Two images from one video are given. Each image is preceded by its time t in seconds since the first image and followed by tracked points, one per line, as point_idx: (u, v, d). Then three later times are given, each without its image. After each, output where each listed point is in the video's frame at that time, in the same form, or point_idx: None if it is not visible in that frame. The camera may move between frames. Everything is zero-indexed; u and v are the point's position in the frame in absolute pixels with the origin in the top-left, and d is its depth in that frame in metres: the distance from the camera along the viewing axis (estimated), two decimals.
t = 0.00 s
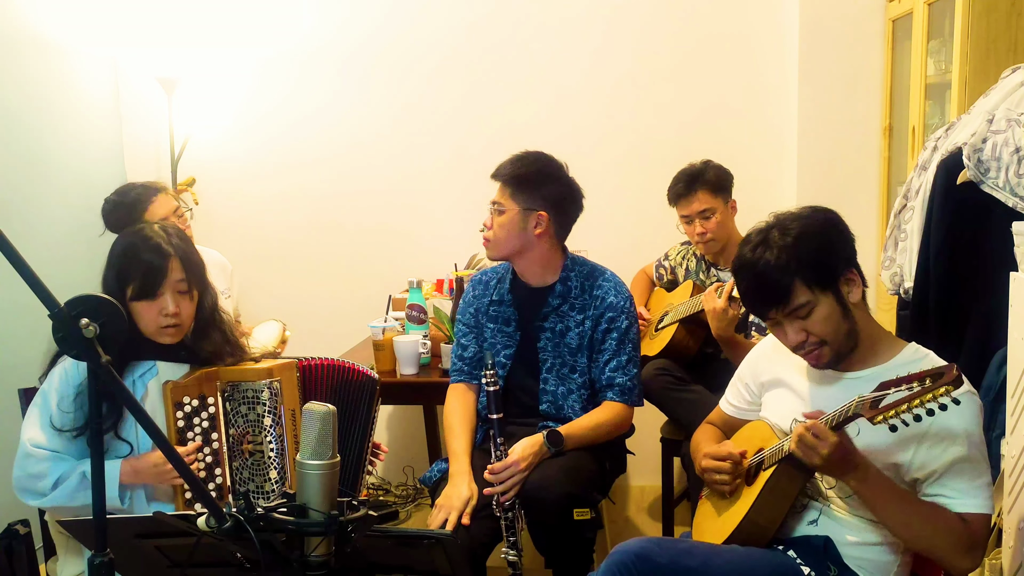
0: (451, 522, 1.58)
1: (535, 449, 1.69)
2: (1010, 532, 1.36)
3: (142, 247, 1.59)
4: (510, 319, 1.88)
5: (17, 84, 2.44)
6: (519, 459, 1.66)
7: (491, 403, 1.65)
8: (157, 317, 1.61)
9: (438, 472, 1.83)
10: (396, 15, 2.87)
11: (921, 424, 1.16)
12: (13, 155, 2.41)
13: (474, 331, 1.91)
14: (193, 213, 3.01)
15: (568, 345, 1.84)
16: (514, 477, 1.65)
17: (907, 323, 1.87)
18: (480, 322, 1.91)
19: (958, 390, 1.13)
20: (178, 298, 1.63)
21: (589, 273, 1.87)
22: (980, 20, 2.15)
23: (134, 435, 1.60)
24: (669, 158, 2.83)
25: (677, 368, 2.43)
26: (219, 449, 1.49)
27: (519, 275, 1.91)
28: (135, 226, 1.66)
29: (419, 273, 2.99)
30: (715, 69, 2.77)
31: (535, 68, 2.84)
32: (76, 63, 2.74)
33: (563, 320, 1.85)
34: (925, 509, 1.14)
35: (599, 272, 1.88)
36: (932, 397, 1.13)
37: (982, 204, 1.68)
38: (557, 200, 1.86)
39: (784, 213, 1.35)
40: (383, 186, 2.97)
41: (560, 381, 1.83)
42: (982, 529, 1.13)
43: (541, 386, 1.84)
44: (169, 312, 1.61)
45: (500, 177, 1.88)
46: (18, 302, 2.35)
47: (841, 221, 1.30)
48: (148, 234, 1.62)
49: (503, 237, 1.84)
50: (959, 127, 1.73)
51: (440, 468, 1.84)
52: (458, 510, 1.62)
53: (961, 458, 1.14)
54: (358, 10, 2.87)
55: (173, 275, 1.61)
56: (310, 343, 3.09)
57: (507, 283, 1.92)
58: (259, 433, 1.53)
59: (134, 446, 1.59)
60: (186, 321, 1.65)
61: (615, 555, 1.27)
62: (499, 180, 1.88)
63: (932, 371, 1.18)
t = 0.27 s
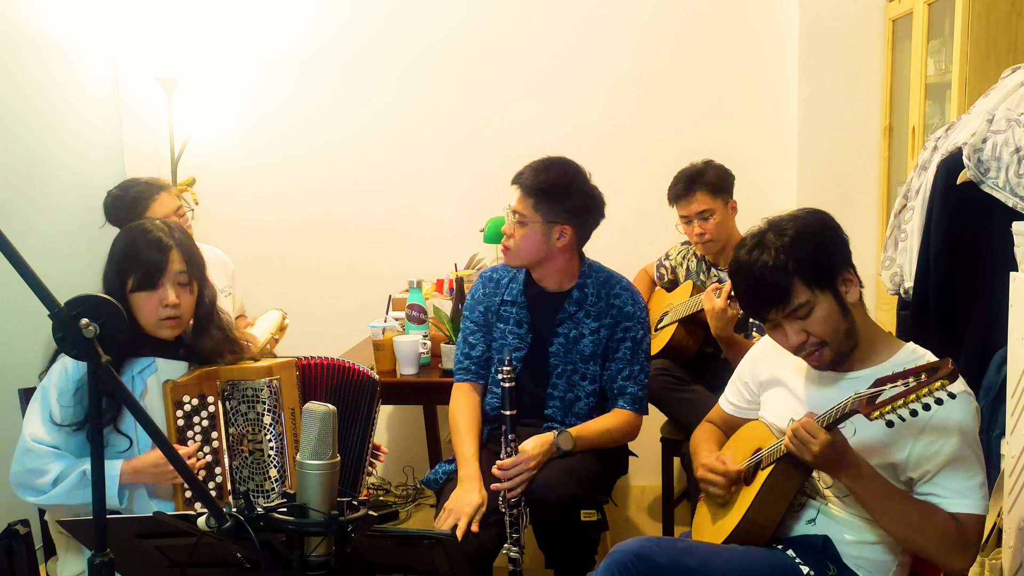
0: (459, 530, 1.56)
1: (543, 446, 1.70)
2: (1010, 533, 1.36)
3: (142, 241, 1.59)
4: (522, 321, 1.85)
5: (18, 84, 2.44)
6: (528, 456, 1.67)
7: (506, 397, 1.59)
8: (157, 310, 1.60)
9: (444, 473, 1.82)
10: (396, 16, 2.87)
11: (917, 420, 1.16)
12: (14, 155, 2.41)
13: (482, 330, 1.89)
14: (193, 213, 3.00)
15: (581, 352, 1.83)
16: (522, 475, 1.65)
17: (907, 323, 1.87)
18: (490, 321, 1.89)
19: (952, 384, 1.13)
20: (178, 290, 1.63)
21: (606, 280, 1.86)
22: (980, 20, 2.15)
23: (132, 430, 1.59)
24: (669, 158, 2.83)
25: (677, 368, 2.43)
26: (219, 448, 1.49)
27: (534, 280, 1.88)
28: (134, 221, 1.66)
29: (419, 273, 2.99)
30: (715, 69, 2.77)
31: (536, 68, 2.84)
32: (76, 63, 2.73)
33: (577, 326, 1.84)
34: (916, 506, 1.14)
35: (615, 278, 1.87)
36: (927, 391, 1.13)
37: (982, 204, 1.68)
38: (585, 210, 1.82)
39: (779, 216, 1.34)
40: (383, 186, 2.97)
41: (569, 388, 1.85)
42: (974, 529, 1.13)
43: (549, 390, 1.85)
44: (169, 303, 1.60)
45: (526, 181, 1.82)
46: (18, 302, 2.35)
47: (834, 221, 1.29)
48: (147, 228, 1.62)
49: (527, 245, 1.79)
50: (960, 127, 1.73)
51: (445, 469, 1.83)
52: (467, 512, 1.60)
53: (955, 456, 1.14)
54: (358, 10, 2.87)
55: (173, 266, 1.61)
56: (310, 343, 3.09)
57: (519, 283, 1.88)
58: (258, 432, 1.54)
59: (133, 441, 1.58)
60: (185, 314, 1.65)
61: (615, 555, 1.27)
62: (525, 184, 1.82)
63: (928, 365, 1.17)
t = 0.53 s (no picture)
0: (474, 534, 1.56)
1: (562, 443, 1.71)
2: (1010, 533, 1.36)
3: (143, 236, 1.60)
4: (533, 323, 1.84)
5: (18, 84, 2.44)
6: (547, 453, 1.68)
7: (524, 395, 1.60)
8: (158, 303, 1.60)
9: (453, 472, 1.82)
10: (396, 15, 2.87)
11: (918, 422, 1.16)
12: (14, 155, 2.41)
13: (490, 331, 1.86)
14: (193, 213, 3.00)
15: (593, 357, 1.83)
16: (541, 471, 1.66)
17: (907, 323, 1.87)
18: (499, 321, 1.87)
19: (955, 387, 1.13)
20: (179, 284, 1.63)
21: (619, 286, 1.86)
22: (980, 20, 2.15)
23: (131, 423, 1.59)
24: (669, 158, 2.83)
25: (677, 368, 2.44)
26: (219, 446, 1.49)
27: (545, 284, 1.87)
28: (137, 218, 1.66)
29: (419, 274, 2.99)
30: (715, 69, 2.77)
31: (536, 68, 2.84)
32: (76, 63, 2.73)
33: (590, 331, 1.83)
34: (916, 508, 1.14)
35: (628, 284, 1.87)
36: (929, 394, 1.12)
37: (982, 204, 1.68)
38: (614, 227, 1.83)
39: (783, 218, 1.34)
40: (383, 186, 2.97)
41: (580, 393, 1.84)
42: (973, 532, 1.13)
43: (559, 394, 1.85)
44: (170, 297, 1.60)
45: (560, 188, 1.80)
46: (18, 302, 2.35)
47: (849, 227, 1.30)
48: (149, 224, 1.62)
49: (558, 253, 1.77)
50: (960, 127, 1.73)
51: (452, 469, 1.83)
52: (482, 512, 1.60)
53: (955, 458, 1.14)
54: (358, 10, 2.87)
55: (176, 260, 1.62)
56: (310, 343, 3.09)
57: (529, 285, 1.87)
58: (258, 430, 1.54)
59: (133, 436, 1.58)
60: (185, 309, 1.65)
61: (615, 555, 1.27)
62: (558, 192, 1.80)
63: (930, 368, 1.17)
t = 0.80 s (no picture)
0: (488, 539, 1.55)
1: (574, 440, 1.70)
2: (1010, 533, 1.36)
3: (147, 237, 1.60)
4: (536, 324, 1.83)
5: (18, 84, 2.44)
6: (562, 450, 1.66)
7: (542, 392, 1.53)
8: (158, 303, 1.60)
9: (458, 476, 1.81)
10: (396, 15, 2.87)
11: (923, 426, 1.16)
12: (14, 155, 2.41)
13: (489, 334, 1.85)
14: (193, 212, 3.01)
15: (597, 356, 1.84)
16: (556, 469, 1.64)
17: (907, 323, 1.87)
18: (499, 323, 1.86)
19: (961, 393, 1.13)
20: (181, 286, 1.62)
21: (620, 284, 1.88)
22: (980, 20, 2.15)
23: (132, 421, 1.59)
24: (669, 158, 2.83)
25: (677, 368, 2.44)
26: (220, 446, 1.49)
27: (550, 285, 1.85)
28: (142, 215, 1.66)
29: (419, 273, 2.99)
30: (715, 69, 2.77)
31: (536, 68, 2.84)
32: (76, 63, 2.73)
33: (594, 331, 1.84)
34: (924, 509, 1.14)
35: (628, 282, 1.89)
36: (934, 399, 1.13)
37: (982, 204, 1.68)
38: (629, 237, 1.86)
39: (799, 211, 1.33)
40: (383, 186, 2.97)
41: (585, 392, 1.84)
42: (981, 534, 1.13)
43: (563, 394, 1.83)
44: (171, 297, 1.59)
45: (595, 194, 1.77)
46: (18, 302, 2.35)
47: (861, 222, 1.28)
48: (153, 224, 1.62)
49: (587, 261, 1.76)
50: (960, 127, 1.73)
51: (457, 472, 1.82)
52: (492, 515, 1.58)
53: (963, 460, 1.14)
54: (358, 10, 2.87)
55: (179, 262, 1.61)
56: (310, 343, 3.09)
57: (530, 284, 1.85)
58: (258, 430, 1.54)
59: (133, 434, 1.58)
60: (186, 310, 1.64)
61: (616, 556, 1.27)
62: (592, 197, 1.77)
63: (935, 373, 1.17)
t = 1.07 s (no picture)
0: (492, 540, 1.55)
1: (579, 439, 1.71)
2: (1010, 532, 1.36)
3: (146, 234, 1.60)
4: (533, 326, 1.83)
5: (17, 84, 2.44)
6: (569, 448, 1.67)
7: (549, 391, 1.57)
8: (159, 300, 1.60)
9: (458, 479, 1.81)
10: (396, 16, 2.87)
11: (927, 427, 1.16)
12: (14, 155, 2.41)
13: (486, 338, 1.84)
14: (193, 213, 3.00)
15: (596, 355, 1.85)
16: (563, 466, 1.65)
17: (907, 323, 1.87)
18: (495, 328, 1.86)
19: (966, 395, 1.12)
20: (182, 281, 1.62)
21: (615, 283, 1.89)
22: (980, 20, 2.15)
23: (133, 422, 1.59)
24: (669, 158, 2.83)
25: (677, 368, 2.44)
26: (219, 446, 1.49)
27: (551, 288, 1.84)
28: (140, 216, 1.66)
29: (419, 273, 2.99)
30: (715, 69, 2.77)
31: (536, 68, 2.84)
32: (77, 63, 2.73)
33: (591, 330, 1.85)
34: (931, 507, 1.14)
35: (623, 281, 1.91)
36: (939, 401, 1.12)
37: (982, 204, 1.68)
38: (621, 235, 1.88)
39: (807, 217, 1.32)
40: (383, 186, 2.97)
41: (585, 392, 1.84)
42: (986, 532, 1.13)
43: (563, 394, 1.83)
44: (172, 294, 1.59)
45: (607, 203, 1.74)
46: (18, 302, 2.35)
47: (865, 232, 1.27)
48: (151, 221, 1.62)
49: (597, 270, 1.77)
50: (960, 127, 1.73)
51: (458, 475, 1.82)
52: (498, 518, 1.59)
53: (967, 459, 1.14)
54: (358, 10, 2.87)
55: (178, 257, 1.61)
56: (310, 343, 3.08)
57: (526, 288, 1.85)
58: (258, 430, 1.54)
59: (134, 435, 1.58)
60: (187, 307, 1.64)
61: (616, 556, 1.27)
62: (604, 206, 1.73)
63: (941, 374, 1.15)
